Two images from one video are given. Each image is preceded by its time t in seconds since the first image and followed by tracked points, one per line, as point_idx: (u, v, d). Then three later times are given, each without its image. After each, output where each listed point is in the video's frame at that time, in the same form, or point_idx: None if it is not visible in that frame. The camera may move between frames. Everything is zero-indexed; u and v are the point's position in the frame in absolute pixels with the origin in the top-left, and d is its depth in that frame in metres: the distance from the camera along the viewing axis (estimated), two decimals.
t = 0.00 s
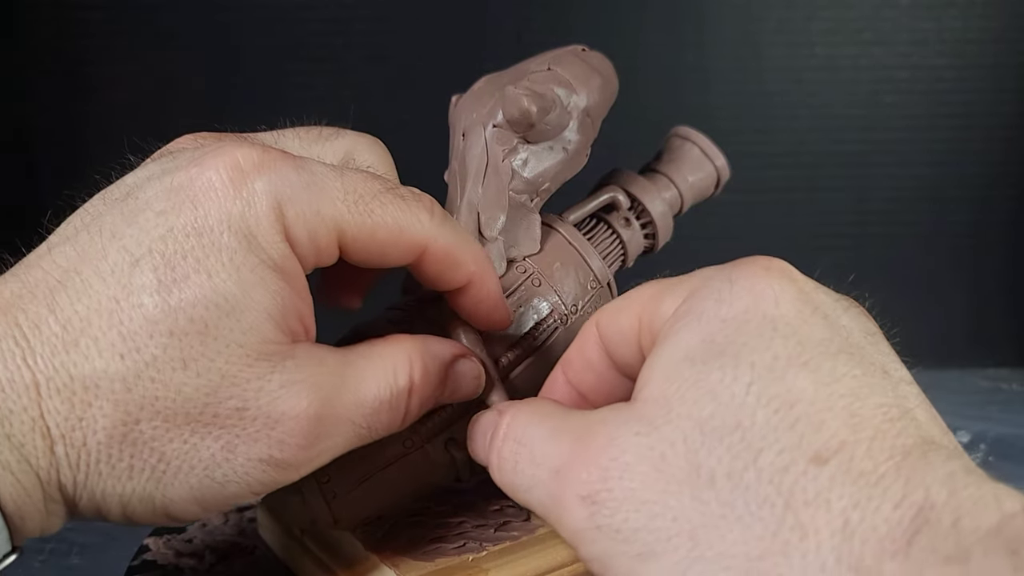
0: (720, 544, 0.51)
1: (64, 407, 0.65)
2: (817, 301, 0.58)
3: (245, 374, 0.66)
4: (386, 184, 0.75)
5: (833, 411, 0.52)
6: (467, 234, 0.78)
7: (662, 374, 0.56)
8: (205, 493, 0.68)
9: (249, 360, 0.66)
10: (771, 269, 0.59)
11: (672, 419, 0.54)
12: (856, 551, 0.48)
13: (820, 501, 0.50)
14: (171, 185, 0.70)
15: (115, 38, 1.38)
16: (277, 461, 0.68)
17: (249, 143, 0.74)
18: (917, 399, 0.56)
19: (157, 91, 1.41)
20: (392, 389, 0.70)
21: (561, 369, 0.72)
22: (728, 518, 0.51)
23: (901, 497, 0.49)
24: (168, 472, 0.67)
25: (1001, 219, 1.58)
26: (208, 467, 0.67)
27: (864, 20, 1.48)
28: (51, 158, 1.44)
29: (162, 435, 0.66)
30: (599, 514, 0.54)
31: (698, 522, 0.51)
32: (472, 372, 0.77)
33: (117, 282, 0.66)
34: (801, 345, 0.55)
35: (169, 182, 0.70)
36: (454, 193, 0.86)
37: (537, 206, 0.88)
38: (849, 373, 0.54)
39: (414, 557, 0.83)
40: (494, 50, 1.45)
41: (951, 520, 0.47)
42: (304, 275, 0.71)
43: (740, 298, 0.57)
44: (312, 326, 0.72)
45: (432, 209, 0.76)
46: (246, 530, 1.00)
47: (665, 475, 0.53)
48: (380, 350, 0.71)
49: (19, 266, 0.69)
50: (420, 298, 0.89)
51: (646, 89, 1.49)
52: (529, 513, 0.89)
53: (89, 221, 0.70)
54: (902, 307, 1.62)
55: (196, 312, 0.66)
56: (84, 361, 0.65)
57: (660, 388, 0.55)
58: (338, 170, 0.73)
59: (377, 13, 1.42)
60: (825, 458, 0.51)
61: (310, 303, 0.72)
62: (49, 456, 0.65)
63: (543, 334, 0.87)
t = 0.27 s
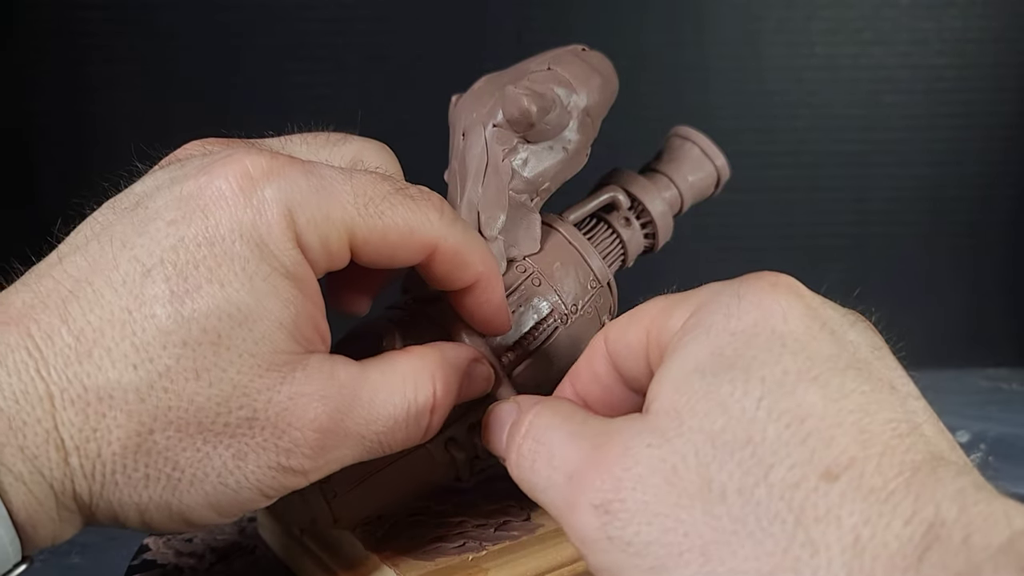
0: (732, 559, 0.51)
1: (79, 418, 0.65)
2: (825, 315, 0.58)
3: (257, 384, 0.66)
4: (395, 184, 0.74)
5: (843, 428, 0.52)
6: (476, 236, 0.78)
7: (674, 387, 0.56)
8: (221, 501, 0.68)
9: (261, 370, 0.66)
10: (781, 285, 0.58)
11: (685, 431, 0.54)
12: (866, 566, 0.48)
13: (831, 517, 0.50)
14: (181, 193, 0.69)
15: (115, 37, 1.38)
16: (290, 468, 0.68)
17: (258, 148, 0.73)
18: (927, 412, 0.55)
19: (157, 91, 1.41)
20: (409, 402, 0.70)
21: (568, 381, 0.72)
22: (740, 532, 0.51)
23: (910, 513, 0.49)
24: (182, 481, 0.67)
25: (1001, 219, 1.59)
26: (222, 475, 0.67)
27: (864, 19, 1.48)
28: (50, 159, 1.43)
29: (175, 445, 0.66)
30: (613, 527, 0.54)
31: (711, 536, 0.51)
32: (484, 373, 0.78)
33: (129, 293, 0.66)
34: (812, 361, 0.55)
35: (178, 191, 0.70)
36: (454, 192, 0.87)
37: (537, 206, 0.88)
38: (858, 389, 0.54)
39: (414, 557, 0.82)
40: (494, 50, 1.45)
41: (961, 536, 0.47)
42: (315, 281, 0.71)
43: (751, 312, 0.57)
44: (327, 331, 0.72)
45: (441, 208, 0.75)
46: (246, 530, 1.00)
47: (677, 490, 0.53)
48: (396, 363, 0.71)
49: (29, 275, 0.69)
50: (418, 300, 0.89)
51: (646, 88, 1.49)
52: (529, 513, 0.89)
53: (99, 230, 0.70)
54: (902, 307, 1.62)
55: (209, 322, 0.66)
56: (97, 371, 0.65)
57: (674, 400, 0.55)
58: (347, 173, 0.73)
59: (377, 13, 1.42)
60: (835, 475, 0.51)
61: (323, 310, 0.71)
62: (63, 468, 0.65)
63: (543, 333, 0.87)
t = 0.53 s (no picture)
0: (743, 545, 0.51)
1: (88, 420, 0.65)
2: (829, 349, 0.61)
3: (266, 382, 0.67)
4: (397, 183, 0.74)
5: (853, 436, 0.54)
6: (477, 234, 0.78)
7: (691, 385, 0.57)
8: (233, 497, 0.69)
9: (270, 369, 0.67)
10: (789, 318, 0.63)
11: (702, 418, 0.55)
12: (874, 564, 0.49)
13: (841, 515, 0.50)
14: (184, 193, 0.69)
15: (115, 37, 1.38)
16: (301, 462, 0.69)
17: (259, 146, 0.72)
18: (926, 440, 0.57)
19: (157, 91, 1.41)
20: (418, 400, 0.70)
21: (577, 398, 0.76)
22: (750, 522, 0.51)
23: (919, 516, 0.50)
24: (194, 480, 0.67)
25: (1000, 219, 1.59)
26: (233, 472, 0.68)
27: (864, 19, 1.48)
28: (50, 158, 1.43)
29: (185, 445, 0.66)
30: (624, 505, 0.55)
31: (721, 523, 0.52)
32: (493, 371, 0.78)
33: (136, 294, 0.66)
34: (821, 377, 0.57)
35: (182, 191, 0.69)
36: (455, 192, 0.87)
37: (537, 205, 0.88)
38: (864, 408, 0.56)
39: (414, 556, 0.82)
40: (494, 50, 1.45)
41: (968, 537, 0.48)
42: (320, 278, 0.71)
43: (761, 334, 0.61)
44: (333, 327, 0.72)
45: (444, 205, 0.76)
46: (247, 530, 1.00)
47: (689, 475, 0.54)
48: (404, 360, 0.71)
49: (35, 279, 0.69)
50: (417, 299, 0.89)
51: (646, 88, 1.49)
52: (529, 513, 0.89)
53: (104, 232, 0.69)
54: (902, 308, 1.62)
55: (217, 322, 0.66)
56: (106, 374, 0.64)
57: (692, 394, 0.57)
58: (349, 171, 0.73)
59: (377, 13, 1.42)
60: (846, 476, 0.52)
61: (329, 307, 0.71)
62: (74, 470, 0.65)
63: (543, 333, 0.87)
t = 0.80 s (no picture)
0: (739, 527, 0.52)
1: (86, 418, 0.65)
2: (831, 343, 0.62)
3: (264, 377, 0.67)
4: (392, 182, 0.75)
5: (852, 423, 0.54)
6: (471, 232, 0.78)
7: (697, 375, 0.58)
8: (233, 492, 0.70)
9: (267, 364, 0.67)
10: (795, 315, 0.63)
11: (705, 407, 0.56)
12: (870, 545, 0.49)
13: (838, 497, 0.51)
14: (180, 191, 0.69)
15: (116, 37, 1.39)
16: (300, 456, 0.69)
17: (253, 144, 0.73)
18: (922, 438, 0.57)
19: (157, 90, 1.42)
20: (414, 392, 0.71)
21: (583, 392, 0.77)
22: (746, 503, 0.52)
23: (914, 500, 0.50)
24: (194, 475, 0.68)
25: (1001, 220, 1.59)
26: (233, 468, 0.68)
27: (864, 19, 1.48)
28: (51, 158, 1.43)
29: (184, 441, 0.66)
30: (624, 493, 0.56)
31: (717, 504, 0.53)
32: (492, 369, 0.77)
33: (132, 292, 0.66)
34: (824, 367, 0.58)
35: (177, 189, 0.69)
36: (454, 192, 0.87)
37: (536, 204, 0.89)
38: (862, 397, 0.56)
39: (408, 555, 0.83)
40: (495, 50, 1.45)
41: (964, 522, 0.49)
42: (317, 274, 0.71)
43: (765, 328, 0.62)
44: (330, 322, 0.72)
45: (438, 204, 0.76)
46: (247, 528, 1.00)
47: (690, 461, 0.55)
48: (401, 355, 0.71)
49: (33, 279, 0.69)
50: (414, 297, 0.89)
51: (647, 88, 1.49)
52: (525, 513, 0.90)
53: (100, 232, 0.69)
54: (902, 308, 1.62)
55: (214, 318, 0.66)
56: (103, 371, 0.65)
57: (698, 383, 0.58)
58: (344, 169, 0.73)
59: (377, 13, 1.42)
60: (844, 459, 0.52)
61: (325, 302, 0.72)
62: (74, 468, 0.65)
63: (542, 332, 0.87)
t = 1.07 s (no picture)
0: (731, 518, 0.53)
1: (49, 403, 0.66)
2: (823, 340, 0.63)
3: (225, 360, 0.66)
4: (362, 180, 0.75)
5: (844, 416, 0.55)
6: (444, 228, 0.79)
7: (690, 368, 0.59)
8: (200, 482, 0.69)
9: (227, 346, 0.66)
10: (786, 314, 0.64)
11: (695, 396, 0.57)
12: (862, 535, 0.51)
13: (831, 488, 0.52)
14: (147, 184, 0.70)
15: (116, 37, 1.39)
16: (268, 443, 0.68)
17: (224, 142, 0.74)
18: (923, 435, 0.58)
19: (157, 90, 1.42)
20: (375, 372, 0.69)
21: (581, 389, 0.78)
22: (737, 493, 0.53)
23: (905, 492, 0.52)
24: (156, 461, 0.68)
25: (1001, 219, 1.59)
26: (200, 454, 0.68)
27: (864, 19, 1.48)
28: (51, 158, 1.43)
29: (145, 426, 0.66)
30: (614, 485, 0.57)
31: (708, 495, 0.54)
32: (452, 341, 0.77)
33: (95, 279, 0.66)
34: (816, 361, 0.59)
35: (144, 182, 0.70)
36: (454, 192, 0.87)
37: (537, 204, 0.89)
38: (854, 391, 0.57)
39: (407, 555, 0.83)
40: (495, 50, 1.45)
41: (955, 513, 0.51)
42: (283, 268, 0.72)
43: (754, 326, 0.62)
44: (291, 310, 0.72)
45: (407, 203, 0.76)
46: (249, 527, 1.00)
47: (683, 452, 0.55)
48: (350, 322, 0.71)
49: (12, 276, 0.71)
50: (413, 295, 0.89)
51: (647, 88, 1.49)
52: (525, 512, 0.90)
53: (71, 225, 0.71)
54: (902, 308, 1.62)
55: (173, 302, 0.66)
56: (66, 356, 0.66)
57: (690, 374, 0.59)
58: (314, 168, 0.74)
59: (377, 13, 1.42)
60: (836, 451, 0.54)
61: (289, 294, 0.72)
62: (37, 452, 0.67)
63: (542, 332, 0.87)
